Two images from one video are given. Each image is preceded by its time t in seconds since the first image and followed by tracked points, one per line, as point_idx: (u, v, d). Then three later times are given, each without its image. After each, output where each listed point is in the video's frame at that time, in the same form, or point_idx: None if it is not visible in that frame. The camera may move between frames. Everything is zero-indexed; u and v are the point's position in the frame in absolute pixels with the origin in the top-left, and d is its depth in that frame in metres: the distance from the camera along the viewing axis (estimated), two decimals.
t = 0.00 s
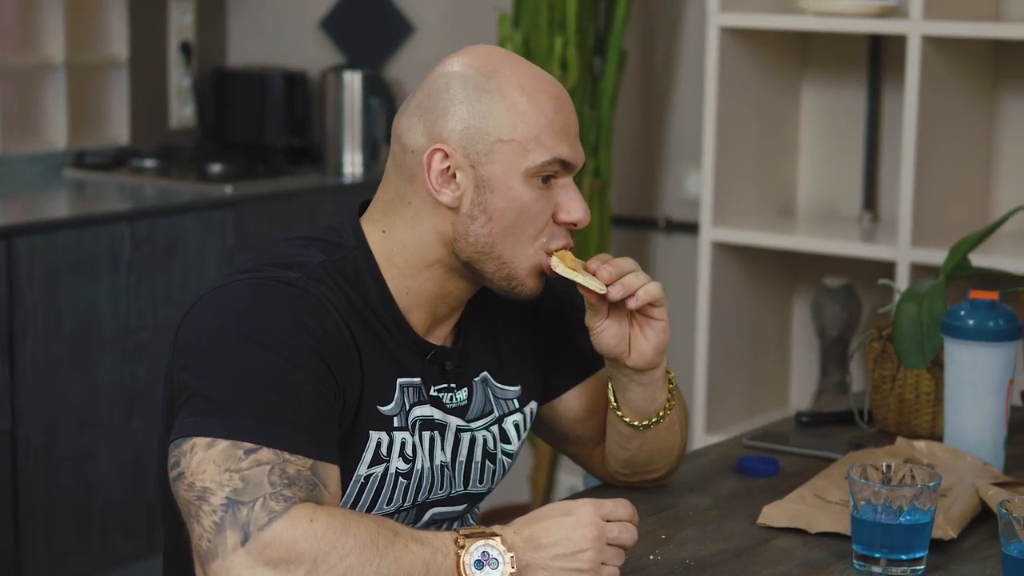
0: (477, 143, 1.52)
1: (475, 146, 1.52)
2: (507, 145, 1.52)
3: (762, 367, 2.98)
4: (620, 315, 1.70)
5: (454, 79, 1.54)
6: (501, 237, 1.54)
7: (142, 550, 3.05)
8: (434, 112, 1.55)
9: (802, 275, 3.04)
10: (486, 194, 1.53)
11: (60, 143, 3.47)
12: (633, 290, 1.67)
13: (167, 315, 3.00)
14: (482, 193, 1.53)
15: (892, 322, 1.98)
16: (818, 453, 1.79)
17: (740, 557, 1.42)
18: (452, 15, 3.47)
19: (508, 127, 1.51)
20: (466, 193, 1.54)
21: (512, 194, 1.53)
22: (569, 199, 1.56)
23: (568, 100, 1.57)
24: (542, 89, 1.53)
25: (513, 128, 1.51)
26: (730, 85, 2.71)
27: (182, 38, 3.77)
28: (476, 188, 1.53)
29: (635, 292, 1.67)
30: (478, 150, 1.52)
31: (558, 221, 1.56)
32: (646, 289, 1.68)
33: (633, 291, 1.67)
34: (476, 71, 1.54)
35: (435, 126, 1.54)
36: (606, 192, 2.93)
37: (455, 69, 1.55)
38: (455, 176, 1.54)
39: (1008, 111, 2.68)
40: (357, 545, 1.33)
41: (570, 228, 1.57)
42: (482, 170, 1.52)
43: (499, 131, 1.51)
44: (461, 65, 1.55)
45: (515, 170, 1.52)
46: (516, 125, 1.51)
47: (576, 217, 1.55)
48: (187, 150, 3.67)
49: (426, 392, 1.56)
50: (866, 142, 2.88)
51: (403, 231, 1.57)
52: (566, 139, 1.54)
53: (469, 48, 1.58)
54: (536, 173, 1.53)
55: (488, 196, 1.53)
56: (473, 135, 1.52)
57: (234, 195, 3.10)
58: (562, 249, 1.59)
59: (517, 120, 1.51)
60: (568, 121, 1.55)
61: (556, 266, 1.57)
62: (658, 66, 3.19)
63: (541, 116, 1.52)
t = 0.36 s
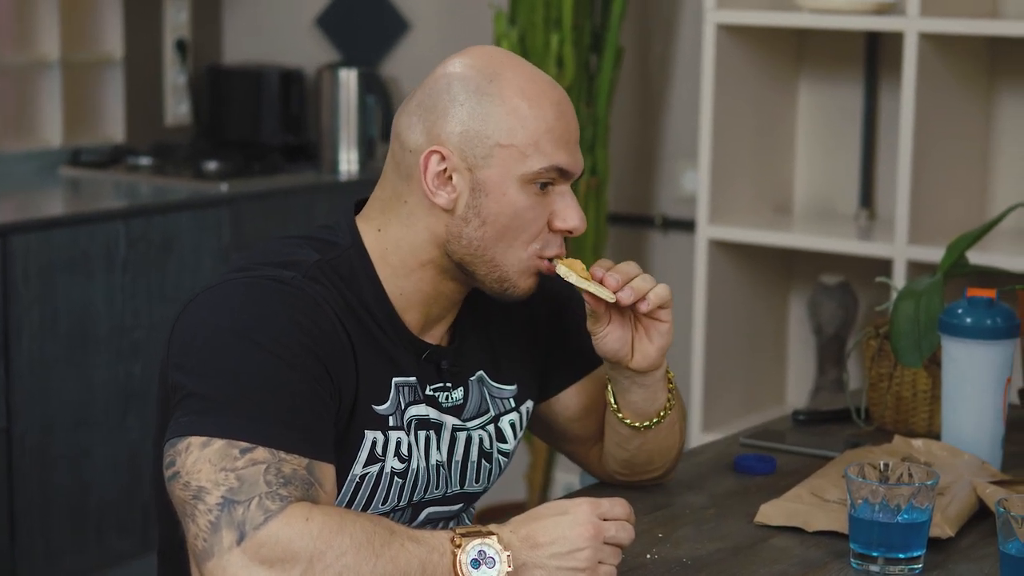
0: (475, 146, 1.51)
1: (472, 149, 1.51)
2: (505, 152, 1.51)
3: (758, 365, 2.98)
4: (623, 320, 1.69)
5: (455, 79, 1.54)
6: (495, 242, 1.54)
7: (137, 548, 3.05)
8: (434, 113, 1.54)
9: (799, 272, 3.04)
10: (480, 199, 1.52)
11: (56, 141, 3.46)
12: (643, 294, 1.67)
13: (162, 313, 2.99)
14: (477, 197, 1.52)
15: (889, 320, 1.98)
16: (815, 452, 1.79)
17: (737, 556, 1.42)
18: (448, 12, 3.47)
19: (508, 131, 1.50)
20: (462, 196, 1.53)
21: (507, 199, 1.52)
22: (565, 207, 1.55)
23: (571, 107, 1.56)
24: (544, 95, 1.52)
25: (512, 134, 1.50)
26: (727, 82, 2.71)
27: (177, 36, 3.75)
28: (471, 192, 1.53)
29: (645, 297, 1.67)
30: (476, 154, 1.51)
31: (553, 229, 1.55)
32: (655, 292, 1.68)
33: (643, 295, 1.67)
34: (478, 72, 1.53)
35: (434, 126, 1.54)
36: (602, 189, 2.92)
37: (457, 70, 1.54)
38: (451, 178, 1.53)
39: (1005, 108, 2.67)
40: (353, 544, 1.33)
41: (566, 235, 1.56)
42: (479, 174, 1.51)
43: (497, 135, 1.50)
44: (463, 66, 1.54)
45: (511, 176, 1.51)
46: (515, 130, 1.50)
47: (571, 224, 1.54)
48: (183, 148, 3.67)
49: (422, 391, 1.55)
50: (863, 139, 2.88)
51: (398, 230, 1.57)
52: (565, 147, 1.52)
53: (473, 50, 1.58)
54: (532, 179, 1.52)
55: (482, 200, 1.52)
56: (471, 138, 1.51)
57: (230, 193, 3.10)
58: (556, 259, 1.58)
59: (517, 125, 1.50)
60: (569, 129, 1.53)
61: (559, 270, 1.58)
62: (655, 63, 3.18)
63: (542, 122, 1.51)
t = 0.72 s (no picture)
0: (471, 142, 1.50)
1: (468, 145, 1.50)
2: (501, 146, 1.49)
3: (755, 360, 2.98)
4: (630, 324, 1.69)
5: (450, 74, 1.53)
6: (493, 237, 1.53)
7: (133, 544, 3.04)
8: (430, 108, 1.54)
9: (795, 267, 3.03)
10: (477, 193, 1.51)
11: (50, 137, 3.45)
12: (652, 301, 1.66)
13: (157, 309, 2.99)
14: (474, 192, 1.51)
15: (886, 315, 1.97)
16: (813, 447, 1.78)
17: (736, 553, 1.42)
18: (444, 6, 3.46)
19: (503, 126, 1.49)
20: (458, 192, 1.52)
21: (503, 195, 1.51)
22: (564, 201, 1.53)
23: (567, 99, 1.54)
24: (539, 88, 1.51)
25: (507, 128, 1.49)
26: (724, 77, 2.70)
27: (172, 31, 3.74)
28: (468, 187, 1.51)
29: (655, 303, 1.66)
30: (471, 150, 1.50)
31: (551, 222, 1.54)
32: (666, 299, 1.67)
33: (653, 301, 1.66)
34: (473, 67, 1.52)
35: (430, 122, 1.53)
36: (598, 185, 2.92)
37: (452, 65, 1.53)
38: (448, 174, 1.52)
39: (1002, 103, 2.67)
40: (351, 541, 1.32)
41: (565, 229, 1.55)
42: (475, 169, 1.50)
43: (493, 130, 1.49)
44: (459, 61, 1.54)
45: (508, 172, 1.50)
46: (509, 125, 1.49)
47: (569, 218, 1.53)
48: (178, 143, 3.66)
49: (421, 387, 1.55)
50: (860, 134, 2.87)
51: (395, 226, 1.56)
52: (562, 141, 1.51)
53: (468, 43, 1.57)
54: (529, 174, 1.50)
55: (479, 195, 1.51)
56: (466, 133, 1.50)
57: (225, 189, 3.09)
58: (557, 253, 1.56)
59: (512, 120, 1.49)
60: (565, 123, 1.52)
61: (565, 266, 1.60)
62: (651, 57, 3.17)
63: (538, 117, 1.49)
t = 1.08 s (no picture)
0: (466, 133, 1.49)
1: (464, 136, 1.49)
2: (496, 136, 1.48)
3: (753, 352, 2.97)
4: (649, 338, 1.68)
5: (445, 65, 1.52)
6: (490, 229, 1.52)
7: (129, 535, 3.03)
8: (424, 100, 1.53)
9: (794, 259, 3.03)
10: (474, 185, 1.50)
11: (47, 127, 3.44)
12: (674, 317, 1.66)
13: (153, 300, 2.98)
14: (471, 183, 1.50)
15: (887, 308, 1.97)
16: (814, 441, 1.78)
17: (736, 546, 1.41)
18: None
19: (498, 115, 1.48)
20: (455, 183, 1.51)
21: (501, 186, 1.49)
22: (561, 190, 1.52)
23: (562, 88, 1.53)
24: (534, 77, 1.50)
25: (503, 117, 1.48)
26: (722, 69, 2.69)
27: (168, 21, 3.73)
28: (465, 179, 1.50)
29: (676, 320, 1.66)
30: (467, 141, 1.49)
31: (549, 213, 1.52)
32: (687, 316, 1.67)
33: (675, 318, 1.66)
34: (466, 58, 1.51)
35: (424, 114, 1.52)
36: (597, 176, 2.91)
37: (446, 56, 1.53)
38: (444, 166, 1.51)
39: (1001, 94, 2.66)
40: (352, 535, 1.32)
41: (562, 219, 1.54)
42: (471, 161, 1.49)
43: (488, 120, 1.48)
44: (451, 53, 1.53)
45: (504, 162, 1.49)
46: (504, 114, 1.48)
47: (568, 206, 1.51)
48: (174, 134, 3.64)
49: (419, 379, 1.54)
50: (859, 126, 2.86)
51: (392, 218, 1.55)
52: (558, 130, 1.50)
53: (461, 34, 1.56)
54: (526, 164, 1.49)
55: (476, 187, 1.50)
56: (460, 124, 1.49)
57: (222, 180, 3.08)
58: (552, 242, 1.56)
59: (507, 109, 1.48)
60: (561, 111, 1.51)
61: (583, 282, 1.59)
62: (649, 47, 3.16)
63: (534, 106, 1.48)
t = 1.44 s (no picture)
0: (449, 128, 1.48)
1: (447, 131, 1.48)
2: (479, 131, 1.47)
3: (754, 343, 2.97)
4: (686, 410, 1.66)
5: (429, 58, 1.51)
6: (476, 223, 1.51)
7: (130, 526, 3.03)
8: (408, 94, 1.52)
9: (796, 251, 3.02)
10: (458, 180, 1.49)
11: (48, 118, 3.43)
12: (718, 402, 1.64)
13: (154, 291, 2.97)
14: (455, 178, 1.49)
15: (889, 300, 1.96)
16: (816, 432, 1.78)
17: (738, 539, 1.41)
18: None
19: (481, 110, 1.47)
20: (439, 178, 1.51)
21: (486, 180, 1.49)
22: (547, 182, 1.51)
23: (548, 78, 1.52)
24: (517, 68, 1.49)
25: (486, 111, 1.46)
26: (724, 59, 2.69)
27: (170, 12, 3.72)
28: (449, 174, 1.50)
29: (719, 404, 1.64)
30: (451, 136, 1.48)
31: (536, 205, 1.52)
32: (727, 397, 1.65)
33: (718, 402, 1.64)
34: (451, 51, 1.50)
35: (409, 108, 1.51)
36: (599, 168, 2.91)
37: (430, 49, 1.52)
38: (428, 161, 1.50)
39: (1004, 85, 2.66)
40: (351, 526, 1.32)
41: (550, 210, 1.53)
42: (455, 156, 1.48)
43: (471, 115, 1.47)
44: (438, 45, 1.52)
45: (487, 157, 1.48)
46: (487, 109, 1.46)
47: (556, 199, 1.51)
48: (175, 125, 3.64)
49: (412, 368, 1.54)
50: (860, 117, 2.86)
51: (379, 211, 1.55)
52: (543, 123, 1.48)
53: (447, 24, 1.55)
54: (510, 158, 1.48)
55: (460, 182, 1.49)
56: (443, 119, 1.48)
57: (225, 170, 3.07)
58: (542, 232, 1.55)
59: (490, 103, 1.46)
60: (546, 103, 1.49)
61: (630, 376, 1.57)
62: (651, 37, 3.16)
63: (518, 99, 1.47)
